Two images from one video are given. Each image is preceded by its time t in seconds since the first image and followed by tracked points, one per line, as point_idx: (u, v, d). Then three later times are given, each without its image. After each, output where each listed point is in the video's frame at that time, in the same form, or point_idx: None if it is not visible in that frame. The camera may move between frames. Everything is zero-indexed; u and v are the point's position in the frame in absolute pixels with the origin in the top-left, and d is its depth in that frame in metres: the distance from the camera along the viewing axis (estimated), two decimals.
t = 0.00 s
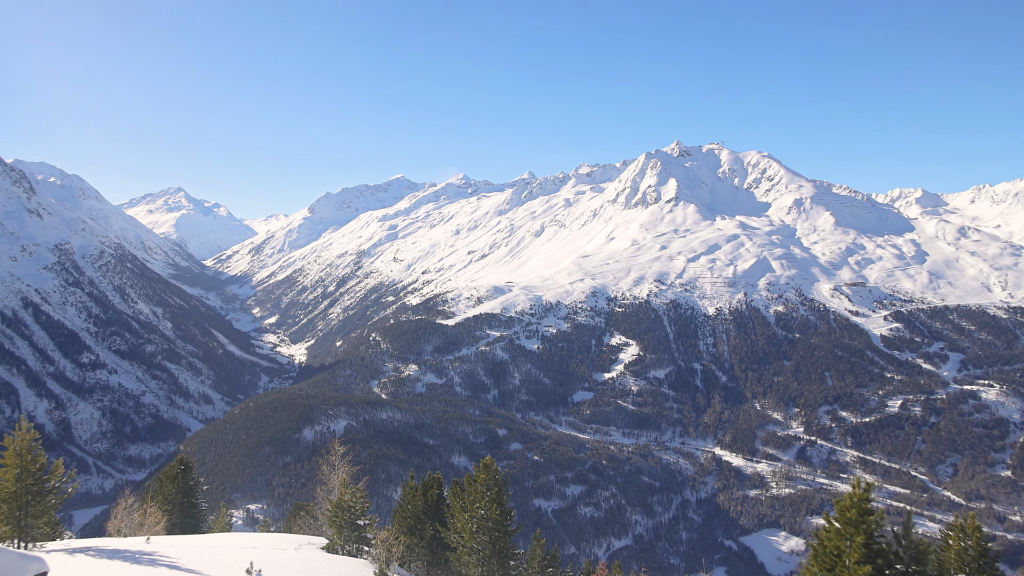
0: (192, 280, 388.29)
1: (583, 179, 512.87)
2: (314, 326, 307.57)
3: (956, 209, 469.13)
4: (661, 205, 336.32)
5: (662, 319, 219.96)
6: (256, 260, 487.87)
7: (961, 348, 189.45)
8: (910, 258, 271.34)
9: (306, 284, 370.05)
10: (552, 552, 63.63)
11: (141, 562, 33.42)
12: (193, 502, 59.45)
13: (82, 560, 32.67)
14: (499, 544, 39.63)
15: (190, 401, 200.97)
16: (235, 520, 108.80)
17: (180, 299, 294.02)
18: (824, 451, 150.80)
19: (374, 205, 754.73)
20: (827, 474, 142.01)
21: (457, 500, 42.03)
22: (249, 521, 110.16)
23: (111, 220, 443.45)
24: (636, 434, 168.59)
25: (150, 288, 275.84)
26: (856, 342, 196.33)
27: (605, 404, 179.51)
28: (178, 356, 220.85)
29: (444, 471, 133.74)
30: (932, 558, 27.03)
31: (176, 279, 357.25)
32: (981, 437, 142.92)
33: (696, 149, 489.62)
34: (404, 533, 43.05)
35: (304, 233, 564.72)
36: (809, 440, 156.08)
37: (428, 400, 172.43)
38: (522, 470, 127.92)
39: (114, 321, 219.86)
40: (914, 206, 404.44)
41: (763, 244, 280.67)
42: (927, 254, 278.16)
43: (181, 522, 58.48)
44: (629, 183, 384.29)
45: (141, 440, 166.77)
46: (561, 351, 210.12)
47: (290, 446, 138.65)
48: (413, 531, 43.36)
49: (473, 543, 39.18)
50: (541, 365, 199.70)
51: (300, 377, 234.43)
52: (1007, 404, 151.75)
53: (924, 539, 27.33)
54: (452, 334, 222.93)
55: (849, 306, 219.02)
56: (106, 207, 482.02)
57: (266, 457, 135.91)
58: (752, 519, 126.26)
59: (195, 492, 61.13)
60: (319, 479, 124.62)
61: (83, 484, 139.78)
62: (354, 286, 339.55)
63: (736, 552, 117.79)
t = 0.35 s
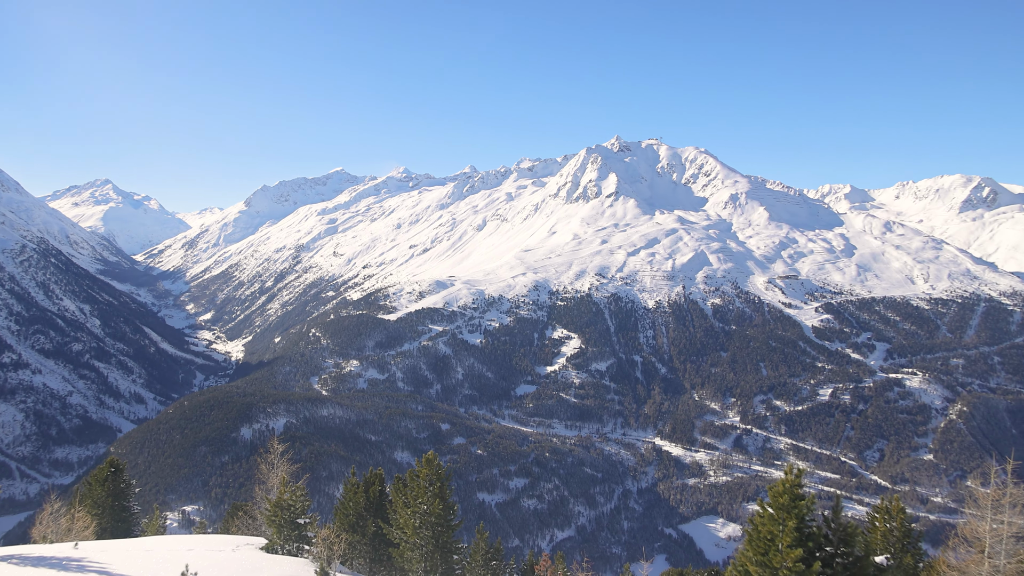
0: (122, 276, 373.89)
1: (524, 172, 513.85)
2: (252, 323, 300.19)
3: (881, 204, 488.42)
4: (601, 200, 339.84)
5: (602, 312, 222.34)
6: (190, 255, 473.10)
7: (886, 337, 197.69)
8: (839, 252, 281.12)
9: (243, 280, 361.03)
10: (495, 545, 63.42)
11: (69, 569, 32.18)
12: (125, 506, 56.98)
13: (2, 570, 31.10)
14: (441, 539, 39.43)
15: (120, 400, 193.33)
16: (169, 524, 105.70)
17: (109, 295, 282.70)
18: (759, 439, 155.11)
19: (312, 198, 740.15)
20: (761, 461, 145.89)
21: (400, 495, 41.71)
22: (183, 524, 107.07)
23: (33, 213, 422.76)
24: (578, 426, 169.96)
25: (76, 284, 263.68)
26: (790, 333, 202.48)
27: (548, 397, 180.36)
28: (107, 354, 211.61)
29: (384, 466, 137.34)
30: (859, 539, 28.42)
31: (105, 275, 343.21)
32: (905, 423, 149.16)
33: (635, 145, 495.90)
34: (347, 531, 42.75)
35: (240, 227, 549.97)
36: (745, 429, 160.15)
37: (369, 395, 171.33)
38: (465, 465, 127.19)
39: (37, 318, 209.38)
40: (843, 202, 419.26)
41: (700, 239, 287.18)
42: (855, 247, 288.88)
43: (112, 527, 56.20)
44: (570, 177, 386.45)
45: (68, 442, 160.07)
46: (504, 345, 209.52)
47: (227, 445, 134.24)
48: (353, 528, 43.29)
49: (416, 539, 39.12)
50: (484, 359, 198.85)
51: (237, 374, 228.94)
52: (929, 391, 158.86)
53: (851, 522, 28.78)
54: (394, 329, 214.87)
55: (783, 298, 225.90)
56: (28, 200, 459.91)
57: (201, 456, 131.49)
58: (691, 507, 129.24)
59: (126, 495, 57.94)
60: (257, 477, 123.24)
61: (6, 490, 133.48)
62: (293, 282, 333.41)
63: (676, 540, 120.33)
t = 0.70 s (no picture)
0: (48, 272, 357.17)
1: (468, 166, 512.42)
2: (188, 319, 291.37)
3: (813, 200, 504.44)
4: (544, 195, 341.73)
5: (546, 307, 223.74)
6: (121, 250, 455.95)
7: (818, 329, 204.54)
8: (774, 246, 289.22)
9: (178, 276, 350.22)
10: (438, 541, 62.19)
11: None
12: (52, 510, 54.72)
13: None
14: (385, 536, 39.00)
15: (48, 401, 181.29)
16: (101, 527, 101.85)
17: (34, 292, 269.49)
18: (699, 430, 158.15)
19: (250, 190, 722.88)
20: (701, 451, 148.97)
21: (341, 493, 40.67)
22: (117, 527, 103.31)
23: None
24: (523, 420, 170.37)
25: None
26: (727, 326, 207.47)
27: (492, 392, 180.29)
28: (33, 353, 197.71)
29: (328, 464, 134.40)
30: (793, 524, 30.10)
31: (29, 271, 327.07)
32: (836, 411, 154.77)
33: (578, 140, 499.48)
34: (286, 530, 41.59)
35: (174, 219, 532.24)
36: (685, 420, 163.06)
37: (311, 393, 165.43)
38: (409, 460, 125.20)
39: None
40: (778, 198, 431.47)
41: (641, 233, 291.76)
42: (790, 241, 297.74)
43: (38, 532, 54.04)
44: (513, 172, 387.43)
45: None
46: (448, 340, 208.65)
47: (162, 445, 129.65)
48: (294, 528, 42.07)
49: (359, 536, 38.23)
50: (428, 355, 197.07)
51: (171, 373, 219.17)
52: (859, 380, 165.09)
53: (785, 508, 30.28)
54: (335, 326, 209.26)
55: (721, 292, 231.78)
56: None
57: (134, 457, 126.30)
58: (634, 498, 130.96)
59: (53, 499, 55.96)
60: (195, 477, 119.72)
61: None
62: (231, 277, 325.16)
63: (619, 529, 121.54)
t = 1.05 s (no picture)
0: None
1: (416, 162, 508.43)
2: (125, 318, 280.86)
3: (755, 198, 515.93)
4: (493, 192, 341.39)
5: (495, 304, 223.05)
6: (54, 247, 437.39)
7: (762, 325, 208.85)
8: (719, 244, 294.62)
9: (114, 274, 337.42)
10: (388, 540, 62.03)
11: None
12: None
13: None
14: (331, 537, 38.25)
15: None
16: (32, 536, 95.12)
17: None
18: (647, 424, 158.85)
19: (191, 186, 703.10)
20: (649, 445, 149.96)
21: (287, 494, 39.39)
22: (49, 535, 96.24)
23: None
24: (473, 417, 168.80)
25: None
26: (674, 322, 210.23)
27: (442, 389, 178.39)
28: None
29: (273, 465, 129.80)
30: (736, 516, 30.23)
31: None
32: (779, 405, 158.00)
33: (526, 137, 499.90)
34: (231, 533, 39.90)
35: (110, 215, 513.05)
36: (633, 415, 163.63)
37: (255, 393, 159.05)
38: (357, 460, 122.74)
39: None
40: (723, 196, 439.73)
41: (589, 231, 294.15)
42: (734, 239, 303.68)
43: None
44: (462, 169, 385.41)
45: None
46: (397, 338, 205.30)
47: (98, 448, 121.24)
48: (239, 530, 40.48)
49: (306, 538, 37.39)
50: (376, 353, 192.92)
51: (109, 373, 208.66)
52: (801, 373, 169.21)
53: (729, 500, 30.41)
54: (280, 324, 202.81)
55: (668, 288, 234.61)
56: None
57: (68, 461, 117.15)
58: (583, 493, 130.99)
59: None
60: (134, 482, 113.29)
61: None
62: (171, 274, 315.49)
63: (569, 525, 121.66)
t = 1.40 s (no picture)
0: None
1: (370, 160, 503.23)
2: (67, 319, 270.56)
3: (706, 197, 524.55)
4: (448, 190, 340.35)
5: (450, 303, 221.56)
6: None
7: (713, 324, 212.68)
8: (672, 242, 298.65)
9: (56, 273, 324.85)
10: (342, 541, 60.82)
11: None
12: None
13: None
14: (286, 539, 37.70)
15: None
16: None
17: None
18: (602, 421, 159.93)
19: (136, 183, 682.73)
20: (604, 442, 150.77)
21: (237, 498, 38.27)
22: None
23: None
24: (429, 417, 167.50)
25: None
26: (628, 320, 212.41)
27: (397, 389, 176.42)
28: None
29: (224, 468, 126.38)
30: (689, 510, 30.58)
31: None
32: (731, 400, 160.91)
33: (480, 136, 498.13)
34: (180, 538, 38.78)
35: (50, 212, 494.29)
36: (589, 412, 164.19)
37: (206, 395, 154.39)
38: (311, 461, 120.25)
39: None
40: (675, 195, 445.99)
41: (544, 230, 294.87)
42: (686, 237, 308.34)
43: None
44: (416, 167, 382.81)
45: None
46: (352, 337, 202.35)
47: (40, 453, 113.94)
48: (188, 535, 39.35)
49: (259, 542, 36.65)
50: (330, 353, 189.57)
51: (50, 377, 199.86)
52: (751, 369, 172.70)
53: (682, 494, 30.82)
54: (231, 324, 197.30)
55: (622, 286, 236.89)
56: None
57: (8, 468, 109.16)
58: (540, 490, 130.93)
59: None
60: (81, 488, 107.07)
61: None
62: (116, 274, 305.60)
63: (526, 522, 121.26)
